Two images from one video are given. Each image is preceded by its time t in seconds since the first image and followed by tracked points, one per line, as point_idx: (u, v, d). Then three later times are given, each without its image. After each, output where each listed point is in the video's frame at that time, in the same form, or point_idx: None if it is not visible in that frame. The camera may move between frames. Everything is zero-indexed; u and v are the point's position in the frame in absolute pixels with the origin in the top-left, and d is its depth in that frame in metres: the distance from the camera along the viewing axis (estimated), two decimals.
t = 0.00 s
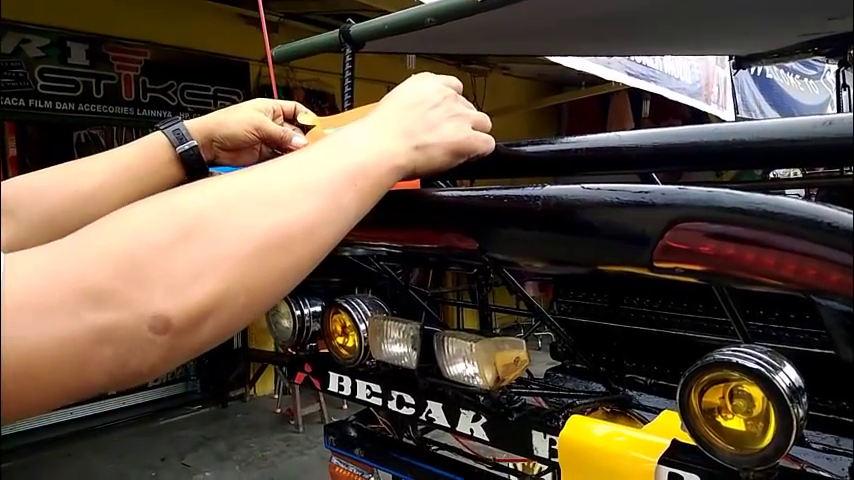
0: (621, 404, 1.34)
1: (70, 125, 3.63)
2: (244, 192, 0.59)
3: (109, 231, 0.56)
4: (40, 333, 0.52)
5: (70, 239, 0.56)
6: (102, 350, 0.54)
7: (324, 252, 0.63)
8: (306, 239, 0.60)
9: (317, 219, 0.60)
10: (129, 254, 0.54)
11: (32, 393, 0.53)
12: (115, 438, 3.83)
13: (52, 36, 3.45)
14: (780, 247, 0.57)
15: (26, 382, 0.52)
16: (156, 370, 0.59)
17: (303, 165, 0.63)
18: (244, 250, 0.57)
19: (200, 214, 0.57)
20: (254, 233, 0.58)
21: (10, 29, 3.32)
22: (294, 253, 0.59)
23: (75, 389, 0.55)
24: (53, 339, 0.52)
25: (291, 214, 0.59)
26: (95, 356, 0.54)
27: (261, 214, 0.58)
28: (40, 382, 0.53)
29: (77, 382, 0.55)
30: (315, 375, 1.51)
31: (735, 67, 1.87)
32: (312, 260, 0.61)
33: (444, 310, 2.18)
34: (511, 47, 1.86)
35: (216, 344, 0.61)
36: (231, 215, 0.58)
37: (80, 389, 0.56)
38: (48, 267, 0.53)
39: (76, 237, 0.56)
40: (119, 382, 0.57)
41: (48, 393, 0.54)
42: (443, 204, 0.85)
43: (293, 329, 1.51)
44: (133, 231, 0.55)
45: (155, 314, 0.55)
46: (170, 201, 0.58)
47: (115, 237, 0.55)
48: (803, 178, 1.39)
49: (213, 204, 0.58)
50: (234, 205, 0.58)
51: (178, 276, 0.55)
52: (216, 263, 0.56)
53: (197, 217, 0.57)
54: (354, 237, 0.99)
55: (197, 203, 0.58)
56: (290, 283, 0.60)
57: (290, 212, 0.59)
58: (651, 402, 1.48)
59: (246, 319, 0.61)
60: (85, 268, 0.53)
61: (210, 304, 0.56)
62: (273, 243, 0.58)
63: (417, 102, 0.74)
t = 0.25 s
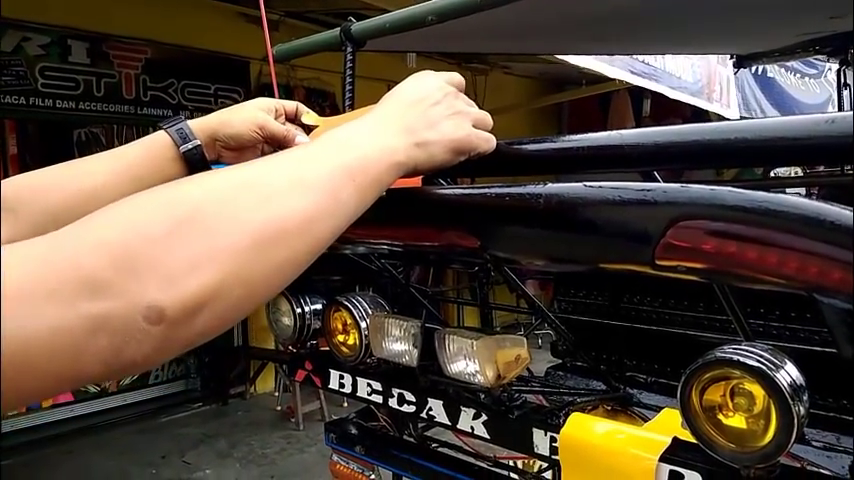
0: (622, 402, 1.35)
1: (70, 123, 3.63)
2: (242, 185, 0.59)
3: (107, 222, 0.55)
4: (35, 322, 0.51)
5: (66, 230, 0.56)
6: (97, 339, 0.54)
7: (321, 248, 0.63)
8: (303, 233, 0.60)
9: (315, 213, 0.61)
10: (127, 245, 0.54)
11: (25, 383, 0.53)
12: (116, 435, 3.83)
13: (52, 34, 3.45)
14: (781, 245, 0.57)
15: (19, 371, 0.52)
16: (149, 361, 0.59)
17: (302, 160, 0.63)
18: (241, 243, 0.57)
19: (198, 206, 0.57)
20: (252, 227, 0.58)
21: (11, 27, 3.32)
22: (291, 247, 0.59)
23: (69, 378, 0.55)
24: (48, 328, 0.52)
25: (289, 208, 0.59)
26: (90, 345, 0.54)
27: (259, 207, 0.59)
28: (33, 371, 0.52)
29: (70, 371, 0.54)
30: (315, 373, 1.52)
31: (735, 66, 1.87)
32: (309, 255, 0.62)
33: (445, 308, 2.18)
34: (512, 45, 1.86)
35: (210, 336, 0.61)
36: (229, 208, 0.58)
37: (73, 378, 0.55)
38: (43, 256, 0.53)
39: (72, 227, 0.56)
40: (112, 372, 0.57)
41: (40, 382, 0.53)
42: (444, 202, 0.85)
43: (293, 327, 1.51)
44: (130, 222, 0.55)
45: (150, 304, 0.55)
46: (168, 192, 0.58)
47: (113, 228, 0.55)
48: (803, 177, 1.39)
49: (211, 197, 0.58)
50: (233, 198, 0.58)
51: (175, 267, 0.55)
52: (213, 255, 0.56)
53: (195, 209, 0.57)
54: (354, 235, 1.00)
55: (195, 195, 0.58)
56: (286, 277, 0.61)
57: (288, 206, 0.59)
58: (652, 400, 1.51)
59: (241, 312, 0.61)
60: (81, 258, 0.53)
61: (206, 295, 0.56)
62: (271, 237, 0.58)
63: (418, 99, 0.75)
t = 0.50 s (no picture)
0: (622, 402, 1.35)
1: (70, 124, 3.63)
2: (238, 184, 0.59)
3: (102, 220, 0.56)
4: (29, 318, 0.51)
5: (61, 227, 0.56)
6: (92, 336, 0.54)
7: (317, 247, 0.63)
8: (299, 232, 0.60)
9: (311, 212, 0.61)
10: (122, 242, 0.54)
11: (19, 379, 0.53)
12: (116, 436, 3.83)
13: (52, 35, 3.46)
14: (781, 246, 0.57)
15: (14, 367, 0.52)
16: (144, 359, 0.58)
17: (299, 159, 0.63)
18: (237, 241, 0.57)
19: (194, 204, 0.57)
20: (248, 225, 0.58)
21: (10, 28, 3.32)
22: (287, 246, 0.59)
23: (63, 375, 0.55)
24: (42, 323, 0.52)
25: (286, 207, 0.60)
26: (84, 342, 0.54)
27: (255, 205, 0.59)
28: (27, 367, 0.52)
29: (65, 368, 0.54)
30: (316, 373, 1.52)
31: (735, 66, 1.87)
32: (305, 254, 0.62)
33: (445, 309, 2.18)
34: (511, 46, 1.87)
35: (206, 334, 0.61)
36: (225, 206, 0.58)
37: (67, 375, 0.55)
38: (38, 253, 0.53)
39: (67, 225, 0.56)
40: (107, 369, 0.57)
41: (33, 379, 0.53)
42: (444, 203, 0.85)
43: (293, 327, 1.51)
44: (126, 220, 0.55)
45: (145, 301, 0.55)
46: (164, 190, 0.58)
47: (108, 226, 0.55)
48: (803, 177, 1.39)
49: (207, 195, 0.58)
50: (228, 196, 0.58)
51: (171, 264, 0.55)
52: (208, 253, 0.56)
53: (191, 207, 0.57)
54: (354, 236, 1.00)
55: (191, 193, 0.58)
56: (282, 275, 0.61)
57: (284, 205, 0.60)
58: (651, 401, 1.51)
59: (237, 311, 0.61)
60: (76, 255, 0.53)
61: (201, 293, 0.56)
62: (267, 235, 0.58)
63: (416, 99, 0.75)
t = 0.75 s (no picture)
0: (618, 402, 1.35)
1: (66, 125, 3.62)
2: (231, 176, 0.59)
3: (95, 211, 0.56)
4: (20, 307, 0.52)
5: (56, 219, 0.57)
6: (83, 326, 0.54)
7: (312, 240, 0.62)
8: (293, 224, 0.60)
9: (305, 205, 0.60)
10: (114, 232, 0.54)
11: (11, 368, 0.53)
12: (112, 438, 3.82)
13: (48, 35, 3.45)
14: (775, 247, 0.57)
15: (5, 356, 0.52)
16: (137, 351, 0.58)
17: (293, 153, 0.63)
18: (230, 232, 0.57)
19: (186, 195, 0.57)
20: (241, 216, 0.57)
21: (6, 29, 3.31)
22: (281, 238, 0.59)
23: (56, 365, 0.55)
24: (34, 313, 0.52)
25: (279, 199, 0.59)
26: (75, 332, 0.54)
27: (249, 197, 0.58)
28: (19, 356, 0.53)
29: (58, 357, 0.55)
30: (312, 374, 1.51)
31: (731, 66, 1.87)
32: (299, 246, 0.61)
33: (442, 310, 2.18)
34: (507, 47, 1.87)
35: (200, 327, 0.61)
36: (218, 198, 0.58)
37: (60, 365, 0.55)
38: (30, 243, 0.53)
39: (62, 217, 0.56)
40: (99, 361, 0.57)
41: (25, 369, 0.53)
42: (439, 204, 0.85)
43: (290, 328, 1.51)
44: (118, 211, 0.56)
45: (137, 292, 0.54)
46: (158, 182, 0.59)
47: (101, 217, 0.55)
48: (799, 177, 1.39)
49: (200, 187, 0.58)
50: (221, 189, 0.58)
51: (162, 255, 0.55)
52: (200, 244, 0.56)
53: (184, 198, 0.57)
54: (350, 237, 0.99)
55: (184, 185, 0.58)
56: (277, 267, 0.60)
57: (278, 196, 0.59)
58: (648, 401, 1.49)
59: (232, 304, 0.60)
60: (68, 245, 0.53)
61: (194, 284, 0.56)
62: (260, 226, 0.58)
63: (413, 97, 0.75)
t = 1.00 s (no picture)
0: (617, 400, 1.35)
1: (66, 123, 3.62)
2: (229, 170, 0.59)
3: (93, 204, 0.56)
4: (18, 301, 0.51)
5: (53, 212, 0.56)
6: (81, 319, 0.54)
7: (309, 234, 0.63)
8: (289, 219, 0.60)
9: (302, 199, 0.61)
10: (111, 226, 0.54)
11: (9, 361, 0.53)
12: (112, 436, 3.83)
13: (47, 34, 3.45)
14: (772, 244, 0.57)
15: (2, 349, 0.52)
16: (134, 344, 0.58)
17: (291, 147, 0.63)
18: (227, 226, 0.57)
19: (184, 189, 0.57)
20: (238, 211, 0.58)
21: (5, 28, 3.31)
22: (278, 233, 0.59)
23: (53, 358, 0.55)
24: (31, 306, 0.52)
25: (276, 193, 0.60)
26: (73, 325, 0.54)
27: (246, 191, 0.59)
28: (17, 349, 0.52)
29: (54, 350, 0.54)
30: (311, 373, 1.52)
31: (731, 64, 1.87)
32: (296, 241, 0.61)
33: (441, 308, 2.18)
34: (507, 45, 1.87)
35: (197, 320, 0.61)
36: (216, 192, 0.58)
37: (56, 358, 0.55)
38: (28, 235, 0.53)
39: (59, 209, 0.56)
40: (96, 353, 0.57)
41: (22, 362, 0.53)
42: (437, 203, 0.86)
43: (289, 326, 1.52)
44: (116, 204, 0.56)
45: (134, 285, 0.55)
46: (156, 175, 0.58)
47: (99, 210, 0.55)
48: (799, 176, 1.39)
49: (198, 181, 0.58)
50: (219, 183, 0.58)
51: (159, 248, 0.55)
52: (197, 239, 0.56)
53: (181, 192, 0.57)
54: (349, 235, 0.99)
55: (182, 178, 0.58)
56: (273, 261, 0.60)
57: (275, 191, 0.60)
58: (647, 399, 1.49)
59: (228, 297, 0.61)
60: (65, 238, 0.53)
61: (191, 278, 0.56)
62: (257, 221, 0.58)
63: (412, 93, 0.75)
